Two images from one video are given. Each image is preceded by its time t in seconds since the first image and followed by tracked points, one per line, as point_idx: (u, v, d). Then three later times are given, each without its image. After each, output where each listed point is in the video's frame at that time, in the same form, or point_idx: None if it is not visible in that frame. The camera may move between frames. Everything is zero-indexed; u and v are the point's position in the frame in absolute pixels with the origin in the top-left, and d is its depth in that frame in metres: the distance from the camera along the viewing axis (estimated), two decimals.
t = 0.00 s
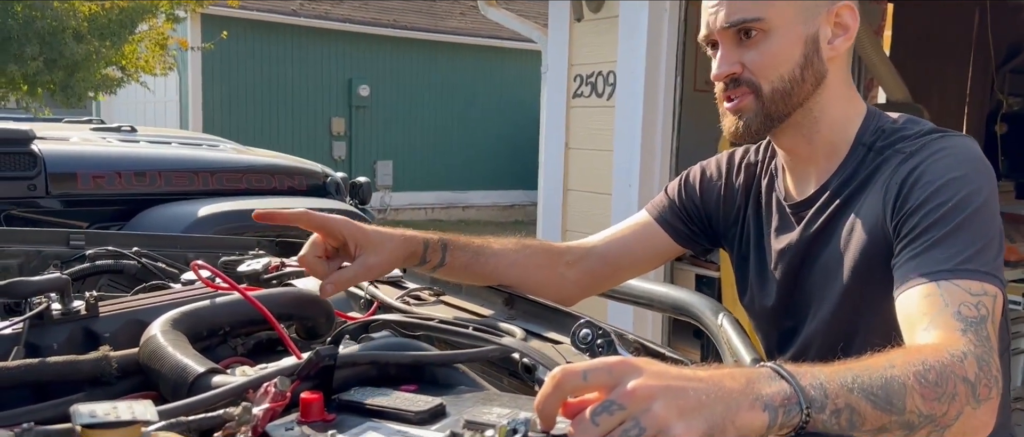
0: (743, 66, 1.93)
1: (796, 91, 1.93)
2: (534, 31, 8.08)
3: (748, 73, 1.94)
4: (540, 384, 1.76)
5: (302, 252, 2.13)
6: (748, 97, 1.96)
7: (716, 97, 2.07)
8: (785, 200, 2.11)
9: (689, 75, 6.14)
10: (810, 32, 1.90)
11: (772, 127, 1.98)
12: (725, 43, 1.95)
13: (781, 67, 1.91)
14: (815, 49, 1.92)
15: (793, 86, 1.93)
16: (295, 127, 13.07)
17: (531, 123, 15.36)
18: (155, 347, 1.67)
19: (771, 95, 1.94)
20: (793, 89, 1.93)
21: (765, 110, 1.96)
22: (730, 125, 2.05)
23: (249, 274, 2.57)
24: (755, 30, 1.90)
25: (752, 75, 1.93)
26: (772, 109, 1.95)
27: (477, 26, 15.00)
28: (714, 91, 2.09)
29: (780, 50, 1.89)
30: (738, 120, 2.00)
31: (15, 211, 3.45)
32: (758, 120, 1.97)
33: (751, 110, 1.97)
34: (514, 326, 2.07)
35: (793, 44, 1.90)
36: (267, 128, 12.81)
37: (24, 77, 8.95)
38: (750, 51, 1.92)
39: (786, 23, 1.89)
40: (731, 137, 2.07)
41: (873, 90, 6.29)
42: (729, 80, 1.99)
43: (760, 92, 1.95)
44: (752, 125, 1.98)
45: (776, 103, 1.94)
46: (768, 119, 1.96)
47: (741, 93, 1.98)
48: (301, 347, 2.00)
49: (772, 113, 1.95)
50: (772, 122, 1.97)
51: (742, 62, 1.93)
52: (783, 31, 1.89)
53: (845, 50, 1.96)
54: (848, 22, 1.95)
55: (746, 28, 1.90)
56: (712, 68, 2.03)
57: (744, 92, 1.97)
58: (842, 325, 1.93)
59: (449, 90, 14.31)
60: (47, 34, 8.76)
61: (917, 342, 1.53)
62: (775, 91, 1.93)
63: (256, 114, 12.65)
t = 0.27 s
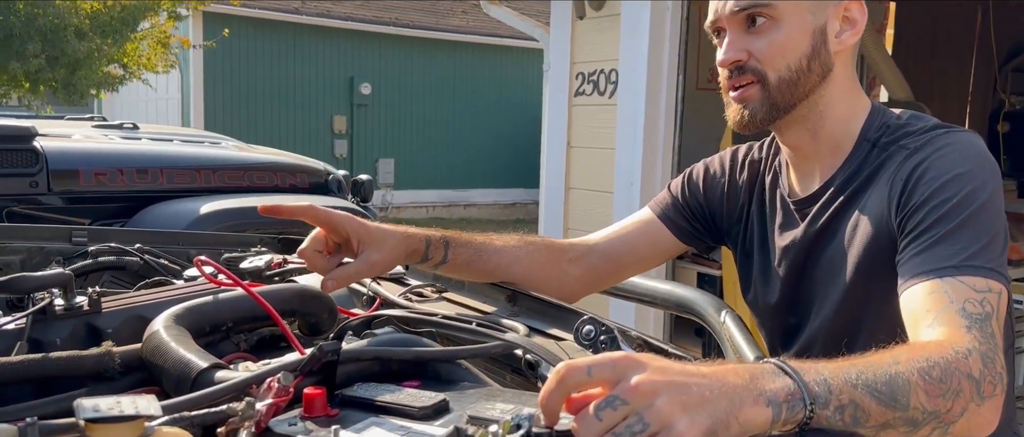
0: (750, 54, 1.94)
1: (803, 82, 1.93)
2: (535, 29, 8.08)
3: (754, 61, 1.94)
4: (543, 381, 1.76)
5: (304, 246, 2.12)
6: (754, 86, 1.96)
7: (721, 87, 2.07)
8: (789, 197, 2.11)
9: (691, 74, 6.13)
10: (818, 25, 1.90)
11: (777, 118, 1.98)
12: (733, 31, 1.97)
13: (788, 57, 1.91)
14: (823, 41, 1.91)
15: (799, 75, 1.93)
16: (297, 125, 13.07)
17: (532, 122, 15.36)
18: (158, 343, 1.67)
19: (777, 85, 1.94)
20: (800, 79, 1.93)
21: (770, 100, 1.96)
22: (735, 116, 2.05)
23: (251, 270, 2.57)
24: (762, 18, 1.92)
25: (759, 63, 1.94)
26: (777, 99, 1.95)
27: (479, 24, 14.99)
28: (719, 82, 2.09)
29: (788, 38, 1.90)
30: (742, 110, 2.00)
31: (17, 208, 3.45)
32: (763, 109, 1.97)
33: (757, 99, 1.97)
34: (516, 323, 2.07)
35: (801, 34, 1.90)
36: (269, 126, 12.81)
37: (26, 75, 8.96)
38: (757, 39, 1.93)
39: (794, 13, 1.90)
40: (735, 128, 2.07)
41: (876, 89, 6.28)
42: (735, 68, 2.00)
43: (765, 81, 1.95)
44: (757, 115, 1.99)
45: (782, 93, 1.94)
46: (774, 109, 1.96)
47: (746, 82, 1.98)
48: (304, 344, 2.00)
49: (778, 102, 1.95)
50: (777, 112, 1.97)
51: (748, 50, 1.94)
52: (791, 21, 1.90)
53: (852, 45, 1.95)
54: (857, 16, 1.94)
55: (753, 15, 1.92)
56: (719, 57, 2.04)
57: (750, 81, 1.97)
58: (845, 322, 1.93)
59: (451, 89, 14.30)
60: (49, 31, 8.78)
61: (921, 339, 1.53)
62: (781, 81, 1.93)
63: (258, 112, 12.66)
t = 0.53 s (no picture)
0: (757, 36, 1.92)
1: (809, 68, 1.91)
2: (536, 27, 8.09)
3: (761, 44, 1.92)
4: (542, 377, 1.76)
5: (301, 236, 2.13)
6: (760, 68, 1.94)
7: (724, 73, 2.04)
8: (789, 194, 2.11)
9: (691, 72, 6.13)
10: (825, 13, 1.89)
11: (782, 103, 1.95)
12: (741, 14, 1.95)
13: (797, 41, 1.89)
14: (829, 29, 1.90)
15: (806, 61, 1.90)
16: (297, 123, 13.07)
17: (533, 120, 15.35)
18: (157, 339, 1.67)
19: (784, 68, 1.91)
20: (807, 64, 1.91)
21: (778, 83, 1.92)
22: (738, 101, 2.02)
23: (251, 267, 2.57)
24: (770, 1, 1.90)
25: (767, 45, 1.91)
26: (784, 83, 1.92)
27: (480, 22, 14.99)
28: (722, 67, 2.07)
29: (796, 22, 1.88)
30: (747, 94, 1.97)
31: (17, 205, 3.45)
32: (771, 93, 1.94)
33: (763, 82, 1.94)
34: (515, 319, 2.07)
35: (809, 19, 1.88)
36: (269, 124, 12.81)
37: (27, 73, 8.96)
38: (765, 21, 1.90)
39: None
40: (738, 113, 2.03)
41: (876, 88, 6.28)
42: (740, 50, 1.97)
43: (773, 64, 1.92)
44: (763, 99, 1.96)
45: (789, 77, 1.91)
46: (780, 93, 1.93)
47: (752, 65, 1.95)
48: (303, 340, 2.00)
49: (785, 86, 1.92)
50: (784, 96, 1.93)
51: (756, 32, 1.92)
52: (800, 6, 1.88)
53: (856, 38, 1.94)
54: (861, 10, 1.93)
55: None
56: (724, 39, 2.01)
57: (756, 63, 1.94)
58: (844, 320, 1.93)
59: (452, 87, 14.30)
60: (49, 29, 8.78)
61: (921, 337, 1.53)
62: (789, 64, 1.91)
63: (258, 110, 12.66)
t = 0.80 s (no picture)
0: (760, 27, 1.90)
1: (812, 60, 1.90)
2: (536, 25, 8.08)
3: (764, 36, 1.90)
4: (542, 374, 1.76)
5: (300, 230, 2.13)
6: (763, 60, 1.92)
7: (724, 65, 2.02)
8: (786, 190, 2.11)
9: (691, 70, 6.13)
10: (829, 7, 1.88)
11: (783, 97, 1.94)
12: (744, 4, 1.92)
13: (800, 34, 1.88)
14: (831, 24, 1.89)
15: (809, 53, 1.89)
16: (297, 121, 13.06)
17: (532, 118, 15.35)
18: (155, 334, 1.67)
19: (787, 60, 1.90)
20: (809, 58, 1.90)
21: (780, 76, 1.91)
22: (739, 94, 2.00)
23: (250, 264, 2.57)
24: None
25: (769, 38, 1.89)
26: (787, 75, 1.91)
27: (479, 20, 14.98)
28: (721, 60, 2.05)
29: (799, 14, 1.86)
30: (749, 86, 1.95)
31: (17, 201, 3.44)
32: (773, 85, 1.93)
33: (765, 75, 1.93)
34: (515, 316, 2.07)
35: (812, 11, 1.87)
36: (269, 122, 12.80)
37: (26, 70, 8.94)
38: (768, 12, 1.88)
39: None
40: (738, 106, 2.02)
41: (876, 86, 6.28)
42: (742, 41, 1.94)
43: (775, 56, 1.91)
44: (765, 91, 1.94)
45: (791, 70, 1.91)
46: (783, 86, 1.92)
47: (754, 56, 1.94)
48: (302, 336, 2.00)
49: (789, 79, 1.91)
50: (786, 89, 1.92)
51: (759, 23, 1.89)
52: None
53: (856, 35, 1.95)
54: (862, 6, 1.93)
55: None
56: (726, 30, 1.98)
57: (758, 55, 1.93)
58: (844, 317, 1.93)
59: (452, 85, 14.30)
60: (49, 26, 8.77)
61: (920, 334, 1.53)
62: (792, 57, 1.89)
63: (258, 108, 12.65)
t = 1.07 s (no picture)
0: (756, 30, 1.90)
1: (808, 62, 1.91)
2: (535, 23, 8.08)
3: (759, 37, 1.91)
4: (542, 372, 1.75)
5: (300, 224, 2.13)
6: (758, 62, 1.93)
7: (721, 67, 2.04)
8: (783, 189, 2.11)
9: (691, 69, 6.12)
10: (826, 9, 1.88)
11: (780, 99, 1.95)
12: (739, 7, 1.94)
13: (797, 36, 1.88)
14: (827, 25, 1.90)
15: (805, 54, 1.90)
16: (296, 119, 13.06)
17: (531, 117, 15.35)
18: (154, 333, 1.67)
19: (783, 63, 1.90)
20: (805, 59, 1.90)
21: (776, 78, 1.92)
22: (737, 95, 2.01)
23: (249, 261, 2.58)
24: None
25: (765, 39, 1.90)
26: (783, 77, 1.92)
27: (479, 19, 14.97)
28: (719, 62, 2.06)
29: (795, 16, 1.87)
30: (745, 88, 1.96)
31: (16, 199, 3.44)
32: (770, 87, 1.93)
33: (761, 77, 1.93)
34: (515, 314, 2.06)
35: (808, 12, 1.87)
36: (268, 120, 12.79)
37: (24, 67, 8.93)
38: (764, 14, 1.89)
39: None
40: (736, 108, 2.03)
41: (874, 85, 6.29)
42: (739, 42, 1.95)
43: (771, 59, 1.91)
44: (762, 93, 1.95)
45: (788, 72, 1.91)
46: (779, 87, 1.92)
47: (750, 58, 1.95)
48: (301, 334, 1.99)
49: (785, 80, 1.91)
50: (783, 91, 1.93)
51: (755, 26, 1.90)
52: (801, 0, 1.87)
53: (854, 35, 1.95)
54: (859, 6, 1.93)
55: None
56: (723, 32, 1.99)
57: (755, 57, 1.94)
58: (843, 315, 1.93)
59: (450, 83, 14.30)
60: (47, 23, 8.77)
61: (920, 332, 1.53)
62: (788, 59, 1.90)
63: (257, 106, 12.65)
